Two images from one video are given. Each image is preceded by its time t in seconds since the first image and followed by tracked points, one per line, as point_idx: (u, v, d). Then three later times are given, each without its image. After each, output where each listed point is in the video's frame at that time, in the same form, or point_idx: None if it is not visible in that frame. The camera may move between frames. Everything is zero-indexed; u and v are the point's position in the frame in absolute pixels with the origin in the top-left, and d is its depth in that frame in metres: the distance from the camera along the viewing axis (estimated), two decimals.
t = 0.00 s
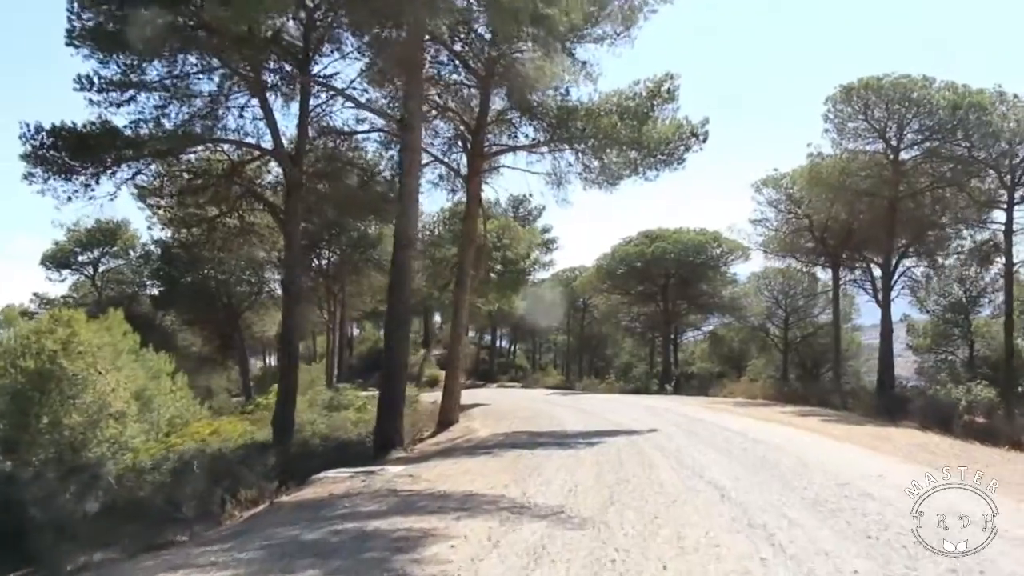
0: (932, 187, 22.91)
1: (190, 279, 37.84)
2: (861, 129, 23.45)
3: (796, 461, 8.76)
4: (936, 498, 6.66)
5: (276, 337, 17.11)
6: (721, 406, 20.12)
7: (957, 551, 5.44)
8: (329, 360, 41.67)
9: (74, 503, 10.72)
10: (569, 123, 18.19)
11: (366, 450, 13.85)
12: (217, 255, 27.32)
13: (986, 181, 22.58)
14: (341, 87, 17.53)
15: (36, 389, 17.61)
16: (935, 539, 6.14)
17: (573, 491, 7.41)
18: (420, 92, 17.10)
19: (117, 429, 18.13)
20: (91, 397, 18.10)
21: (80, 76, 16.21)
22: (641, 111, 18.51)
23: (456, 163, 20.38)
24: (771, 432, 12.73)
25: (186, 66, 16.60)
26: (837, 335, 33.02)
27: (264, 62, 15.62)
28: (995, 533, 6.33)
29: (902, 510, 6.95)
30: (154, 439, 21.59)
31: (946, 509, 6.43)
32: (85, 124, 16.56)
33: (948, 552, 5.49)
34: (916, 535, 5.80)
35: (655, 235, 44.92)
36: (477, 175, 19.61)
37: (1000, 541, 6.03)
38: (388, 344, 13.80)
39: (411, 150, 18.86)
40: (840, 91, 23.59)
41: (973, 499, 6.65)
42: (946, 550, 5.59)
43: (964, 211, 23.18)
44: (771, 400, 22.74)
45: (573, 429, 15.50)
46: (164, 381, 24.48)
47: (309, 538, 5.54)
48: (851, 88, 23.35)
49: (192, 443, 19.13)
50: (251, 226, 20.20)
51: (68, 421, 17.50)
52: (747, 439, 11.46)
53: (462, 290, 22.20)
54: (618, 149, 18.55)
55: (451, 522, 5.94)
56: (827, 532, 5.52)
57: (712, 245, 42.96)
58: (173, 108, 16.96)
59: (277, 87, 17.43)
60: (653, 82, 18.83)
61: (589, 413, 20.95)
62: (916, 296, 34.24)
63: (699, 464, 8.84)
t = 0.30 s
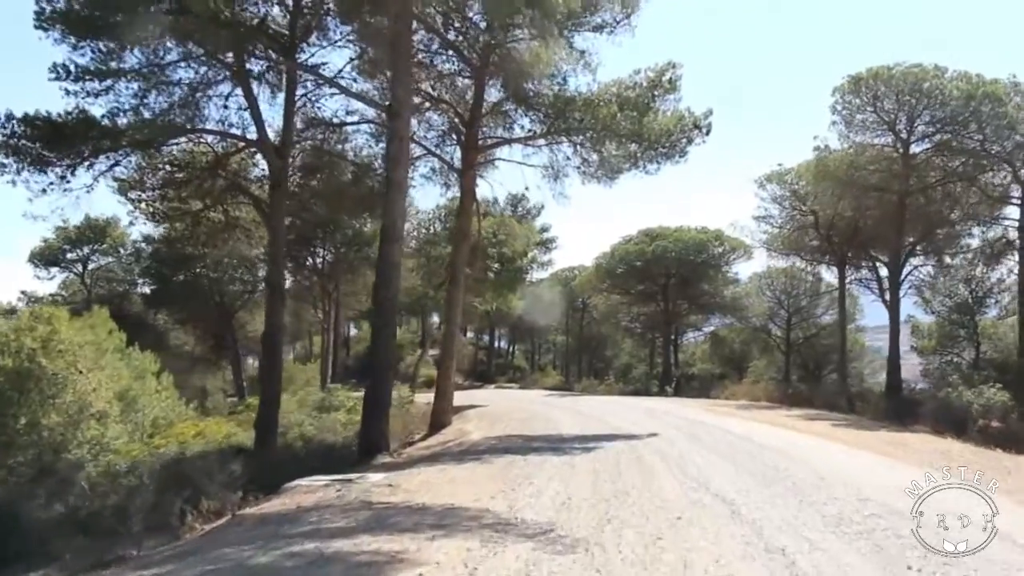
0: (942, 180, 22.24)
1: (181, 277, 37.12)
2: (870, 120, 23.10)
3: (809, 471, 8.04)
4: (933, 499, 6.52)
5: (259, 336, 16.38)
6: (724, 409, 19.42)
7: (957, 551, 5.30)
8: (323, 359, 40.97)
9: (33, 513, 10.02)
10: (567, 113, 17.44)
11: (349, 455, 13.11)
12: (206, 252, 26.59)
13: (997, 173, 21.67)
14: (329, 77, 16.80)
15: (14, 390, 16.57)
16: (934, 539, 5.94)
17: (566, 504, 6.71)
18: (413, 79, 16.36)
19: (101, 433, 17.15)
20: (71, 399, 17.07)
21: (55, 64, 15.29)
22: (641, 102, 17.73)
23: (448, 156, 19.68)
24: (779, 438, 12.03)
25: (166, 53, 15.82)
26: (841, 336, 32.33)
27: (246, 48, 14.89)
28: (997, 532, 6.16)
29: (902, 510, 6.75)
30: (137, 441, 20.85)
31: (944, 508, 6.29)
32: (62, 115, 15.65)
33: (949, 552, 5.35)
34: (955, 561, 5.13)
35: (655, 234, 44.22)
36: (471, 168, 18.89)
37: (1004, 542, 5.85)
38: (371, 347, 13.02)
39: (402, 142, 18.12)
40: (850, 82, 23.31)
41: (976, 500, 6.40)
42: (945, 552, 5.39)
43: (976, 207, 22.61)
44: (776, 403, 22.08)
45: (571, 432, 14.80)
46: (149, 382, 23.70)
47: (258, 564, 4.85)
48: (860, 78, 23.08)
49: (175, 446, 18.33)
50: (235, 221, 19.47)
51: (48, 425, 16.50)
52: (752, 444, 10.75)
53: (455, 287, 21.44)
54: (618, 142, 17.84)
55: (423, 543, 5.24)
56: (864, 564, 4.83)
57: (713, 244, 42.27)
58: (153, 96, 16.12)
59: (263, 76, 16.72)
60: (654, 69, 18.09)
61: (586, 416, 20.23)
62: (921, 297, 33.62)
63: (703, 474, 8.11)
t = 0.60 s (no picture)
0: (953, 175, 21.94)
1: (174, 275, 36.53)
2: (878, 114, 22.47)
3: (822, 483, 7.44)
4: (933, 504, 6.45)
5: (244, 335, 15.78)
6: (727, 411, 18.83)
7: (957, 550, 5.28)
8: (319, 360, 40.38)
9: None
10: (565, 104, 16.84)
11: (335, 459, 12.52)
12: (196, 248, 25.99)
13: (1008, 170, 21.36)
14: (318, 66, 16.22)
15: None
16: (934, 539, 5.88)
17: (558, 517, 6.12)
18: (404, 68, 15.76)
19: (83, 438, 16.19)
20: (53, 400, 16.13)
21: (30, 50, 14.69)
22: (640, 95, 17.13)
23: (442, 150, 19.09)
24: (786, 442, 11.43)
25: (147, 41, 15.24)
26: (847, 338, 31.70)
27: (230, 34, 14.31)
28: (996, 529, 6.15)
29: (899, 510, 6.74)
30: (122, 443, 20.22)
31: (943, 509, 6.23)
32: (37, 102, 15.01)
33: (949, 552, 5.33)
34: None
35: (656, 232, 43.63)
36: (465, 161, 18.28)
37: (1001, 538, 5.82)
38: (357, 346, 12.43)
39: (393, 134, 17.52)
40: (858, 74, 22.74)
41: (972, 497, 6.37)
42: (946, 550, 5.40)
43: (988, 203, 22.09)
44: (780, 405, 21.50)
45: (567, 435, 14.21)
46: (136, 382, 23.08)
47: None
48: (868, 70, 22.52)
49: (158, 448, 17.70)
50: (221, 216, 18.86)
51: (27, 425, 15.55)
52: (758, 450, 10.17)
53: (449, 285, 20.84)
54: (617, 135, 17.23)
55: (394, 565, 4.68)
56: None
57: (715, 244, 41.66)
58: (133, 84, 15.59)
59: (249, 66, 16.14)
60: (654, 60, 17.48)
61: (585, 418, 19.66)
62: (927, 298, 33.04)
63: (707, 483, 7.51)
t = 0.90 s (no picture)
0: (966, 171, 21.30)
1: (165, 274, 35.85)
2: (887, 105, 22.04)
3: (842, 498, 6.72)
4: (931, 502, 6.40)
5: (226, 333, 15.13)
6: (731, 414, 18.14)
7: (956, 551, 5.21)
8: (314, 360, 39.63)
9: None
10: (561, 96, 15.97)
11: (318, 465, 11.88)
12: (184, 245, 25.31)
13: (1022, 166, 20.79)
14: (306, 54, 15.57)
15: None
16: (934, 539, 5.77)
17: (547, 536, 5.48)
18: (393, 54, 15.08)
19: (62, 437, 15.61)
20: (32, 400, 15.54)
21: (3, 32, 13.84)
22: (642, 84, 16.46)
23: (435, 142, 18.40)
24: (795, 449, 10.76)
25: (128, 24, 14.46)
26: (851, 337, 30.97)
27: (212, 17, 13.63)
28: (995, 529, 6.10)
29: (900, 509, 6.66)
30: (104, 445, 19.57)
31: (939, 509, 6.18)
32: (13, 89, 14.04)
33: (948, 552, 5.25)
34: None
35: (657, 231, 42.94)
36: (459, 153, 17.60)
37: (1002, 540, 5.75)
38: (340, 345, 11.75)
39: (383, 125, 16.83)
40: (866, 66, 22.30)
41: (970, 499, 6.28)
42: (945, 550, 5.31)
43: (1001, 199, 21.37)
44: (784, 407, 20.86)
45: (563, 439, 13.57)
46: (120, 383, 22.40)
47: None
48: (877, 61, 22.08)
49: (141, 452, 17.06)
50: (205, 211, 18.15)
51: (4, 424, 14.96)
52: (767, 458, 9.48)
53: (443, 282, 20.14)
54: (617, 126, 16.57)
55: None
56: None
57: (717, 243, 40.93)
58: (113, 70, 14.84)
59: (234, 53, 15.46)
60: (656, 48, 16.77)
61: (584, 420, 19.02)
62: (933, 297, 32.33)
63: (714, 494, 6.88)
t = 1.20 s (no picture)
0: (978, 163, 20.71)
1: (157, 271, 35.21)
2: (897, 96, 21.57)
3: (862, 512, 6.18)
4: (930, 499, 6.19)
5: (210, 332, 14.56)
6: (734, 416, 17.60)
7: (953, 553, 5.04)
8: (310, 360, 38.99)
9: None
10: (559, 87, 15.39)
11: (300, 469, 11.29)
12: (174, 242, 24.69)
13: None
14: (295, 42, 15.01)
15: None
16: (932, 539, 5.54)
17: (536, 555, 4.98)
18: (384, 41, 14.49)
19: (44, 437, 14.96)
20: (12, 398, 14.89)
21: None
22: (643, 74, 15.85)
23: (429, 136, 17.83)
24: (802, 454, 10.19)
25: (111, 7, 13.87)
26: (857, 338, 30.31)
27: None
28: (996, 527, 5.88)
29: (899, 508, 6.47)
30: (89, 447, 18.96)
31: (938, 506, 5.96)
32: None
33: (948, 552, 5.11)
34: None
35: (658, 230, 42.32)
36: (453, 146, 17.01)
37: (1003, 537, 5.56)
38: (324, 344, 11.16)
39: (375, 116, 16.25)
40: (876, 56, 21.84)
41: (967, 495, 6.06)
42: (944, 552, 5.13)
43: (1014, 195, 20.73)
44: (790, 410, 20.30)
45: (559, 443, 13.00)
46: (105, 382, 21.77)
47: None
48: (887, 50, 21.59)
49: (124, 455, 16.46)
50: (190, 205, 17.55)
51: None
52: (777, 466, 8.90)
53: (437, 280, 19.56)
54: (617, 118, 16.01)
55: None
56: None
57: (720, 242, 40.24)
58: (94, 56, 14.24)
59: (220, 41, 14.89)
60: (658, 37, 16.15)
61: (584, 422, 18.47)
62: (941, 297, 31.70)
63: (720, 507, 6.35)
